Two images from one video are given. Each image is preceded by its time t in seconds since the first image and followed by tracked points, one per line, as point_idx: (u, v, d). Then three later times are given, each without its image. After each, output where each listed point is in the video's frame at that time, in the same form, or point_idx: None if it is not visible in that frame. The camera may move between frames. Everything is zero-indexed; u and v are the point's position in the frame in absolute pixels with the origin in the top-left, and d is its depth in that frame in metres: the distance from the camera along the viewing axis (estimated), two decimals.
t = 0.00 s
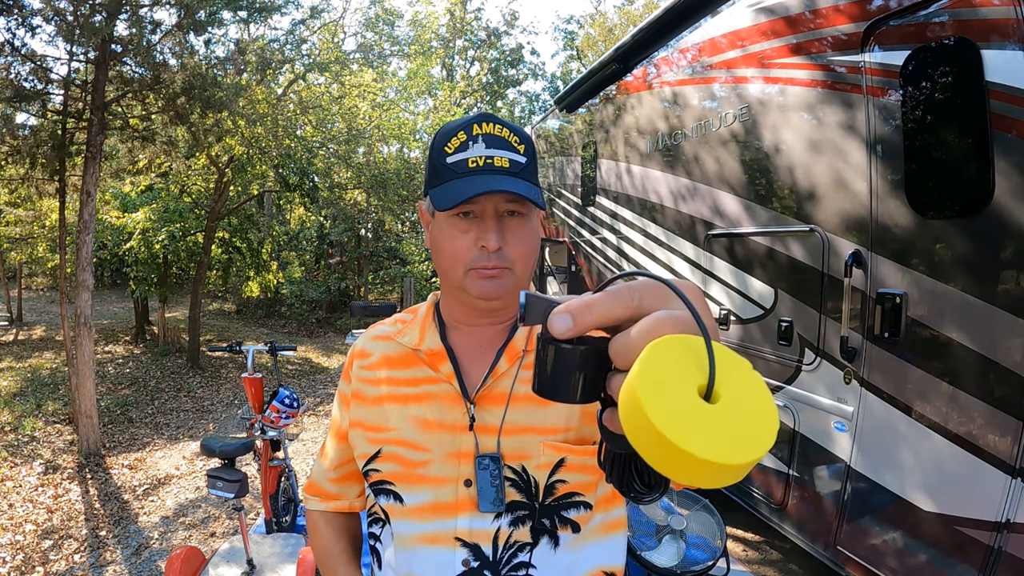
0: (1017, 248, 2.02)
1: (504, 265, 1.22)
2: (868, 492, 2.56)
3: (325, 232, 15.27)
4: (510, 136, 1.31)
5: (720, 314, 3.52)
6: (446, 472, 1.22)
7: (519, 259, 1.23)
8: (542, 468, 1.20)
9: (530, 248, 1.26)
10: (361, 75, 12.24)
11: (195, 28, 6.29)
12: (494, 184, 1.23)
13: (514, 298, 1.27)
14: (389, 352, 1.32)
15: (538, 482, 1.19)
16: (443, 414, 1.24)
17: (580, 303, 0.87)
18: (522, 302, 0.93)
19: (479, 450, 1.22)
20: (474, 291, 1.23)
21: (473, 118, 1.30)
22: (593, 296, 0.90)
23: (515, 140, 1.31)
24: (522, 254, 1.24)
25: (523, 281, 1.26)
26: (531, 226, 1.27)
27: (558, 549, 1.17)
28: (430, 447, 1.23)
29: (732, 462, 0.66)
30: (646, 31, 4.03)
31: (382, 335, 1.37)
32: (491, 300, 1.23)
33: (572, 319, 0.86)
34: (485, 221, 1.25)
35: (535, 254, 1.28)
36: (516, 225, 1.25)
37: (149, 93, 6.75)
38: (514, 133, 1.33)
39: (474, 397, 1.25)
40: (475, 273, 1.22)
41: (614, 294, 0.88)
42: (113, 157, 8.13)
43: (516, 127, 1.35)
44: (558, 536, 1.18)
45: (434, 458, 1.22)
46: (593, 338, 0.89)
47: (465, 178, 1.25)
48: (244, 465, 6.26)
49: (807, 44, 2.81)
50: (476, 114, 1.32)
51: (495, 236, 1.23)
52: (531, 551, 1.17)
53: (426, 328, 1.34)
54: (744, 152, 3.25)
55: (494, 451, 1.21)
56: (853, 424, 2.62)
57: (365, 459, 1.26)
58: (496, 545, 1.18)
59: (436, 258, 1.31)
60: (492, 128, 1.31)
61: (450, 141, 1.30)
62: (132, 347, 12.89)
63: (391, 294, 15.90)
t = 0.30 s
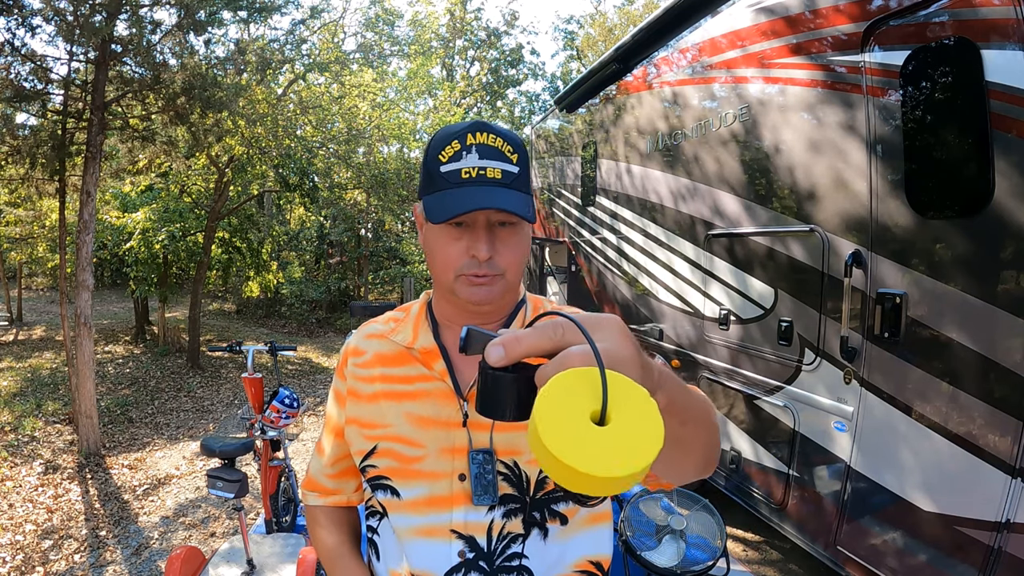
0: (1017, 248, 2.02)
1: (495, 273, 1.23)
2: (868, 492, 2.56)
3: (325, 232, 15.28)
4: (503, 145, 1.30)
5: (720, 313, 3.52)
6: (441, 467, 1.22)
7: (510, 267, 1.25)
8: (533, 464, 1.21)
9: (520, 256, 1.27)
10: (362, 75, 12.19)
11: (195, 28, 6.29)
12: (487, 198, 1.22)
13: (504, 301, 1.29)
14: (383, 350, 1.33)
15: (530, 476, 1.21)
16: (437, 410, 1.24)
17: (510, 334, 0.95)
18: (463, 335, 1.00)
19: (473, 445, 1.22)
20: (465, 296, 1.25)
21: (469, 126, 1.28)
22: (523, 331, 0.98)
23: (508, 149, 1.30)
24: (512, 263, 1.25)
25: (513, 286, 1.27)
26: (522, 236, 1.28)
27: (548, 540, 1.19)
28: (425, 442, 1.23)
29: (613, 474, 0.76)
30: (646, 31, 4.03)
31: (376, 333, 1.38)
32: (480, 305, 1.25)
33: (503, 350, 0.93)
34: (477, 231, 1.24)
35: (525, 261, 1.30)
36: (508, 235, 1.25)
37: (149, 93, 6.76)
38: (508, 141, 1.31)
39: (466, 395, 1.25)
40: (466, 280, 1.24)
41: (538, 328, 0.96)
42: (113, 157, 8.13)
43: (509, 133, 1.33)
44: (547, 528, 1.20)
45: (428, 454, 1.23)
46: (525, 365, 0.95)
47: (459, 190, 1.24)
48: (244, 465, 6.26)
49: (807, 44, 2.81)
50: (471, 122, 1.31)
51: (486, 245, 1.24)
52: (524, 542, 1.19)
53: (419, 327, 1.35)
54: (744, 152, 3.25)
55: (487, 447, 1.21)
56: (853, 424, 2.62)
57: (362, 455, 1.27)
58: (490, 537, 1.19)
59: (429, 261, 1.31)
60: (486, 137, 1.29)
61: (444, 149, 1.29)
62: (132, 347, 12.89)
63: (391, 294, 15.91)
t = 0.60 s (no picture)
0: (1017, 248, 2.02)
1: (472, 273, 1.24)
2: (868, 492, 2.57)
3: (325, 232, 15.27)
4: (474, 148, 1.32)
5: (720, 314, 3.52)
6: (428, 461, 1.24)
7: (488, 266, 1.26)
8: (517, 457, 1.22)
9: (498, 254, 1.28)
10: (362, 75, 12.16)
11: (195, 28, 6.29)
12: (459, 200, 1.24)
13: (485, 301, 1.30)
14: (370, 351, 1.34)
15: (514, 469, 1.21)
16: (424, 407, 1.26)
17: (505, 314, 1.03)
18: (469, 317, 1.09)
19: (459, 440, 1.24)
20: (444, 298, 1.26)
21: (440, 132, 1.31)
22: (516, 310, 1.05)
23: (480, 152, 1.32)
24: (491, 262, 1.26)
25: (492, 285, 1.28)
26: (498, 234, 1.28)
27: (531, 533, 1.20)
28: (411, 438, 1.25)
29: (597, 402, 0.86)
30: (646, 31, 4.04)
31: (364, 335, 1.39)
32: (460, 307, 1.26)
33: (502, 325, 1.02)
34: (453, 233, 1.25)
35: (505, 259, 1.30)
36: (484, 235, 1.26)
37: (149, 93, 6.76)
38: (479, 145, 1.33)
39: (451, 391, 1.26)
40: (444, 282, 1.25)
41: (529, 304, 1.03)
42: (113, 157, 8.13)
43: (481, 137, 1.36)
44: (532, 520, 1.20)
45: (415, 449, 1.24)
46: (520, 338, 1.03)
47: (433, 194, 1.26)
48: (244, 465, 6.26)
49: (807, 44, 2.81)
50: (444, 127, 1.33)
51: (461, 246, 1.24)
52: (507, 534, 1.20)
53: (404, 327, 1.36)
54: (744, 152, 3.25)
55: (471, 442, 1.22)
56: (853, 425, 2.62)
57: (351, 453, 1.28)
58: (475, 528, 1.21)
59: (410, 263, 1.33)
60: (459, 142, 1.32)
61: (418, 155, 1.31)
62: (132, 347, 12.89)
63: (391, 294, 15.91)
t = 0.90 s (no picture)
0: (1017, 248, 2.01)
1: (468, 274, 1.25)
2: (868, 492, 2.56)
3: (325, 232, 15.26)
4: (474, 153, 1.32)
5: (720, 314, 3.52)
6: (422, 458, 1.24)
7: (482, 268, 1.27)
8: (509, 452, 1.22)
9: (492, 257, 1.29)
10: (362, 75, 12.12)
11: (195, 28, 6.29)
12: (460, 204, 1.23)
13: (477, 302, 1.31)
14: (361, 349, 1.33)
15: (506, 464, 1.22)
16: (417, 405, 1.26)
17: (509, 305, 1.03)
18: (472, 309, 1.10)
19: (452, 437, 1.24)
20: (438, 299, 1.26)
21: (441, 136, 1.31)
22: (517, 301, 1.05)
23: (479, 156, 1.32)
24: (486, 264, 1.27)
25: (485, 287, 1.29)
26: (493, 238, 1.29)
27: (525, 525, 1.21)
28: (405, 436, 1.24)
29: (608, 392, 0.86)
30: (646, 31, 4.04)
31: (354, 333, 1.38)
32: (454, 308, 1.27)
33: (507, 317, 1.02)
34: (451, 235, 1.25)
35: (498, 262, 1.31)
36: (481, 237, 1.27)
37: (149, 93, 6.75)
38: (479, 149, 1.33)
39: (444, 389, 1.26)
40: (439, 282, 1.25)
41: (533, 297, 1.03)
42: (113, 157, 8.13)
43: (479, 141, 1.36)
44: (525, 513, 1.21)
45: (409, 446, 1.24)
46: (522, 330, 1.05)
47: (434, 196, 1.25)
48: (245, 465, 6.26)
49: (807, 44, 2.81)
50: (444, 130, 1.33)
51: (458, 248, 1.25)
52: (502, 527, 1.20)
53: (395, 325, 1.36)
54: (744, 152, 3.25)
55: (464, 439, 1.22)
56: (853, 424, 2.62)
57: (345, 451, 1.27)
58: (470, 522, 1.21)
59: (404, 263, 1.32)
60: (458, 146, 1.32)
61: (419, 157, 1.30)
62: (132, 347, 12.89)
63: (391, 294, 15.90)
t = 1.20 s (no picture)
0: (1017, 248, 2.01)
1: (463, 275, 1.25)
2: (868, 492, 2.57)
3: (325, 232, 15.22)
4: (471, 156, 1.33)
5: (720, 314, 3.52)
6: (416, 457, 1.24)
7: (478, 269, 1.26)
8: (502, 451, 1.22)
9: (487, 259, 1.29)
10: (362, 75, 12.08)
11: (195, 28, 6.29)
12: (457, 207, 1.24)
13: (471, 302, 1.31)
14: (356, 349, 1.33)
15: (499, 463, 1.22)
16: (411, 404, 1.26)
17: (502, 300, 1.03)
18: (466, 305, 1.10)
19: (446, 437, 1.24)
20: (434, 299, 1.26)
21: (439, 138, 1.31)
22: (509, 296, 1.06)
23: (476, 159, 1.33)
24: (481, 265, 1.27)
25: (480, 288, 1.29)
26: (489, 240, 1.29)
27: (518, 524, 1.21)
28: (399, 435, 1.24)
29: (601, 379, 0.87)
30: (646, 32, 4.04)
31: (349, 333, 1.38)
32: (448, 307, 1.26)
33: (499, 311, 1.02)
34: (447, 236, 1.25)
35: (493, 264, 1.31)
36: (476, 239, 1.27)
37: (149, 93, 6.75)
38: (476, 152, 1.34)
39: (438, 388, 1.26)
40: (435, 283, 1.25)
41: (525, 291, 1.04)
42: (113, 157, 8.13)
43: (477, 144, 1.36)
44: (517, 512, 1.21)
45: (403, 445, 1.24)
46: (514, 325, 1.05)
47: (431, 198, 1.25)
48: (245, 464, 6.26)
49: (807, 44, 2.81)
50: (442, 133, 1.33)
51: (454, 249, 1.25)
52: (495, 526, 1.21)
53: (390, 326, 1.36)
54: (744, 152, 3.25)
55: (458, 438, 1.23)
56: (853, 425, 2.62)
57: (339, 451, 1.27)
58: (463, 520, 1.22)
59: (400, 263, 1.32)
60: (457, 149, 1.32)
61: (416, 159, 1.31)
62: (132, 347, 12.89)
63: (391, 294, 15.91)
